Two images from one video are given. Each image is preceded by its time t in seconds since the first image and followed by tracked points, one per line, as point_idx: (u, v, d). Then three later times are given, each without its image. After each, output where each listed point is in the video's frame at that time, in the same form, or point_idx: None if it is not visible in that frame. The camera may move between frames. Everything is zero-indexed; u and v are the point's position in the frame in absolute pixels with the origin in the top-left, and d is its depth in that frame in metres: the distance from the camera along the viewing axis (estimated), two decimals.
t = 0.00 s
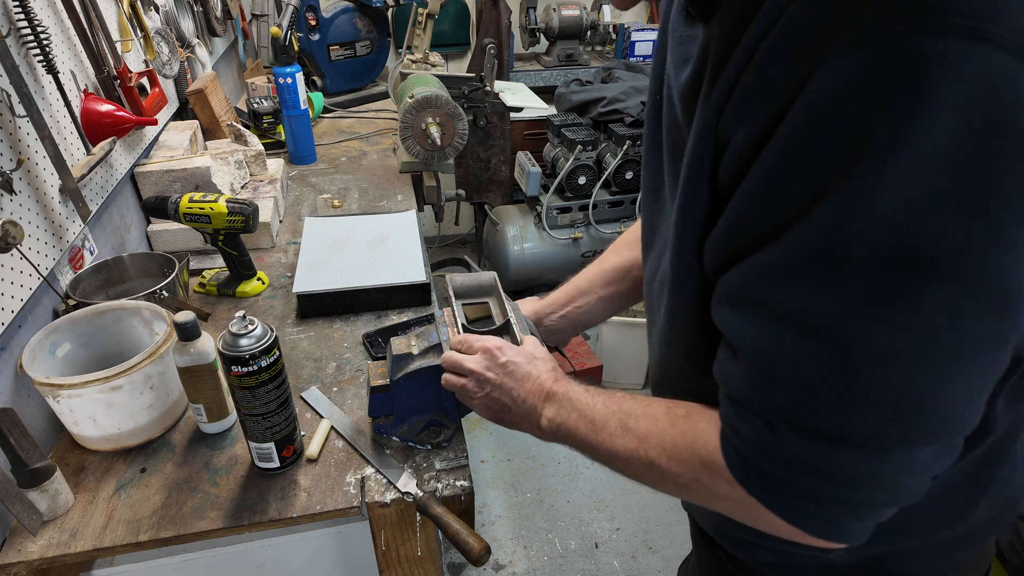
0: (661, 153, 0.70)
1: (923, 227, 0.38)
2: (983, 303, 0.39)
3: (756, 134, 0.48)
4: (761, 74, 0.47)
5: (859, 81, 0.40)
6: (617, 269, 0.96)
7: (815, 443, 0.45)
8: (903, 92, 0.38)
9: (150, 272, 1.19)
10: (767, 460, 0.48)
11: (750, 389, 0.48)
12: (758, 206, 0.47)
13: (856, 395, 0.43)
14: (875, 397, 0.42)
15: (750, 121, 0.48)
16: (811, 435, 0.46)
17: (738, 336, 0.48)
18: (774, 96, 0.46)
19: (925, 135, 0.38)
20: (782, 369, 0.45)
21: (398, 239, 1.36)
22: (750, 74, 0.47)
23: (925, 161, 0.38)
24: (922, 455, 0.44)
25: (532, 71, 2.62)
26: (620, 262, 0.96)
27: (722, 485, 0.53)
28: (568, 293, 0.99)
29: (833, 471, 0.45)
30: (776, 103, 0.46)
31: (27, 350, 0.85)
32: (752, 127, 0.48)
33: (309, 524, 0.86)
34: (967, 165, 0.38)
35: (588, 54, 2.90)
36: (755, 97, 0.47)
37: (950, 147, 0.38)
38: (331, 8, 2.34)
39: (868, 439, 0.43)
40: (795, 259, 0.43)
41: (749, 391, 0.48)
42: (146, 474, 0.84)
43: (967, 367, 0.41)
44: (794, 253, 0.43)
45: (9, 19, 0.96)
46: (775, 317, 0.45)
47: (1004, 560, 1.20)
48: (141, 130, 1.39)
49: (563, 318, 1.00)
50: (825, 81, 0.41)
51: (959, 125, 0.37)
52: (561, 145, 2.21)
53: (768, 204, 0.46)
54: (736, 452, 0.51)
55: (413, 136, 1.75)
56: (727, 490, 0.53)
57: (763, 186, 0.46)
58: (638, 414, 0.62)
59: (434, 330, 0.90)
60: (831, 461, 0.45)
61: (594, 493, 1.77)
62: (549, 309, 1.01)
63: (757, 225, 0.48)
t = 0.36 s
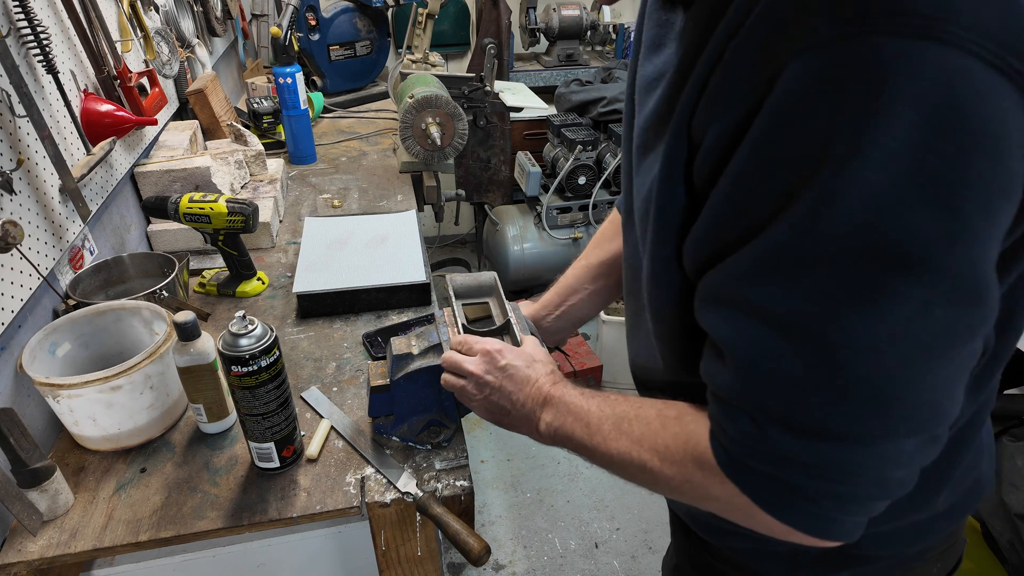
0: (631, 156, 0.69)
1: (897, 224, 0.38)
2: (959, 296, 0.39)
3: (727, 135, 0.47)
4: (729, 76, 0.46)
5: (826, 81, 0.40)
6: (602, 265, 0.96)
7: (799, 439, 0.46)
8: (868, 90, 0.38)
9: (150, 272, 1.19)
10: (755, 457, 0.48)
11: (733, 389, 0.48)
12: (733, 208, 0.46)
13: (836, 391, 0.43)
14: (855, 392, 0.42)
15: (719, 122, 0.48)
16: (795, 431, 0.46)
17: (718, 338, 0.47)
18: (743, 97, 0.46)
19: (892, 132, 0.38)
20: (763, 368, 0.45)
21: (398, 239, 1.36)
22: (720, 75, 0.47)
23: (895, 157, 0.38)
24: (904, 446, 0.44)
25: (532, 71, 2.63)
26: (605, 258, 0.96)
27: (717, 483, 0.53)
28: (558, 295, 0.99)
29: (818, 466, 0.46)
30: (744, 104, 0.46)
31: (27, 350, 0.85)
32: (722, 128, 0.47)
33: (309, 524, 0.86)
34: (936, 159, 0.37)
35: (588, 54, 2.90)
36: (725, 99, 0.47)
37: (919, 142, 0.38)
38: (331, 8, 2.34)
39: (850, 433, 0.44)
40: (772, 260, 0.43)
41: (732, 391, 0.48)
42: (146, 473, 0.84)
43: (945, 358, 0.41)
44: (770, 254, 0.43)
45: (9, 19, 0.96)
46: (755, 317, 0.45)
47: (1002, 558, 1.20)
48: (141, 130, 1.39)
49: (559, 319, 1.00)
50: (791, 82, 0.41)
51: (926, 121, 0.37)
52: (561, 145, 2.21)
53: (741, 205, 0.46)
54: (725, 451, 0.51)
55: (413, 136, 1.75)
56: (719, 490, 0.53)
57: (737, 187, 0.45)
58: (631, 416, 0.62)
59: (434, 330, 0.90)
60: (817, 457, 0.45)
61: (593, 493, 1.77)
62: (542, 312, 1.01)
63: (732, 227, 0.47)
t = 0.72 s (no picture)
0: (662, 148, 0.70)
1: (917, 220, 0.38)
2: (977, 298, 0.39)
3: (757, 127, 0.48)
4: (760, 68, 0.47)
5: (858, 75, 0.40)
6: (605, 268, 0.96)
7: (810, 435, 0.45)
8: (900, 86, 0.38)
9: (150, 272, 1.19)
10: (762, 450, 0.48)
11: (746, 378, 0.48)
12: (755, 198, 0.47)
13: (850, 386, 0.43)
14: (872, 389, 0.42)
15: (749, 115, 0.48)
16: (807, 426, 0.46)
17: (734, 325, 0.48)
18: (774, 89, 0.46)
19: (920, 128, 0.38)
20: (778, 358, 0.46)
21: (398, 239, 1.36)
22: (751, 67, 0.47)
23: (921, 154, 0.38)
24: (916, 448, 0.44)
25: (532, 71, 2.63)
26: (609, 261, 0.96)
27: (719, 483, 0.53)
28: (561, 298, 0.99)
29: (826, 462, 0.45)
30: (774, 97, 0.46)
31: (27, 350, 0.85)
32: (753, 119, 0.48)
33: (309, 524, 0.86)
34: (967, 159, 0.37)
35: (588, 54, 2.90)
36: (756, 92, 0.48)
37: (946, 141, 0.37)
38: (331, 8, 2.34)
39: (862, 431, 0.43)
40: (790, 250, 0.43)
41: (745, 381, 0.48)
42: (146, 474, 0.84)
43: (961, 360, 0.41)
44: (790, 245, 0.43)
45: (9, 19, 0.96)
46: (771, 306, 0.45)
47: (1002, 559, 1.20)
48: (140, 130, 1.39)
49: (562, 322, 1.00)
50: (822, 74, 0.41)
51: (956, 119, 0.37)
52: (561, 145, 2.21)
53: (764, 195, 0.46)
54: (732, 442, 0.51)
55: (413, 136, 1.75)
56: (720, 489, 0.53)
57: (762, 178, 0.46)
58: (634, 412, 0.62)
59: (434, 330, 0.90)
60: (825, 453, 0.45)
61: (594, 493, 1.77)
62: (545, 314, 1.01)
63: (753, 218, 0.48)
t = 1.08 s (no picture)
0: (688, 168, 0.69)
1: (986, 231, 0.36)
2: None
3: (787, 146, 0.47)
4: (796, 84, 0.46)
5: (903, 94, 0.39)
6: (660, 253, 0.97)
7: (873, 458, 0.43)
8: (952, 98, 0.37)
9: (150, 272, 1.19)
10: (821, 473, 0.45)
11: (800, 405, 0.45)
12: (797, 218, 0.44)
13: (919, 409, 0.40)
14: (943, 407, 0.39)
15: (783, 131, 0.47)
16: (874, 449, 0.43)
17: (785, 351, 0.45)
18: (807, 109, 0.45)
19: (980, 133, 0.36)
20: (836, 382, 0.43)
21: (398, 239, 1.36)
22: (783, 85, 0.47)
23: (978, 168, 0.36)
24: (982, 465, 0.42)
25: (532, 71, 2.63)
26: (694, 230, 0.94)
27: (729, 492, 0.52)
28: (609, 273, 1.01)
29: (892, 484, 0.43)
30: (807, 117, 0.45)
31: (27, 350, 0.85)
32: (788, 135, 0.47)
33: (309, 524, 0.86)
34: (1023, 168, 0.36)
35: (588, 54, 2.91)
36: (788, 105, 0.47)
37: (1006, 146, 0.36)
38: (331, 8, 2.34)
39: (927, 452, 0.41)
40: (846, 271, 0.41)
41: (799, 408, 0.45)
42: (146, 474, 0.84)
43: None
44: (844, 269, 0.41)
45: (9, 19, 0.96)
46: (827, 330, 0.43)
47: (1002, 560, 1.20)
48: (140, 130, 1.39)
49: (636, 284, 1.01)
50: (864, 89, 0.40)
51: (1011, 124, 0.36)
52: (561, 145, 2.21)
53: (806, 218, 0.44)
54: (784, 462, 0.48)
55: (413, 136, 1.75)
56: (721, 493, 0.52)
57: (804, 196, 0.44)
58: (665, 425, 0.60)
59: (434, 330, 0.90)
60: (895, 475, 0.42)
61: (594, 493, 1.77)
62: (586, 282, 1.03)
63: (792, 241, 0.45)
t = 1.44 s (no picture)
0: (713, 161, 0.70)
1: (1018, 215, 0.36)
2: None
3: (818, 132, 0.47)
4: (824, 72, 0.46)
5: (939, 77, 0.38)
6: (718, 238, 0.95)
7: (904, 447, 0.42)
8: (986, 81, 0.37)
9: (150, 272, 1.19)
10: (849, 466, 0.45)
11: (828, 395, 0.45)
12: (825, 205, 0.44)
13: (953, 397, 0.39)
14: (974, 395, 0.39)
15: (810, 118, 0.47)
16: (900, 437, 0.42)
17: (812, 339, 0.45)
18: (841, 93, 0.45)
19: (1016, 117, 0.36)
20: (867, 370, 0.42)
21: (397, 239, 1.36)
22: (816, 71, 0.47)
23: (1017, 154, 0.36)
24: (1012, 455, 0.41)
25: (532, 71, 2.62)
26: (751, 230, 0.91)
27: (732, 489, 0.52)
28: (665, 263, 0.96)
29: (922, 475, 0.42)
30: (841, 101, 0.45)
31: (27, 350, 0.85)
32: (815, 122, 0.47)
33: (309, 524, 0.86)
34: None
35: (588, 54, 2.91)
36: (816, 93, 0.47)
37: None
38: (331, 7, 2.34)
39: (957, 441, 0.40)
40: (878, 256, 0.41)
41: (829, 400, 0.45)
42: (146, 473, 0.84)
43: None
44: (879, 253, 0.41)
45: (9, 19, 0.96)
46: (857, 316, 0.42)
47: (1003, 559, 1.20)
48: (140, 130, 1.39)
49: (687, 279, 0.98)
50: (895, 74, 0.40)
51: None
52: (561, 145, 2.21)
53: (835, 205, 0.44)
54: (808, 456, 0.48)
55: (413, 136, 1.75)
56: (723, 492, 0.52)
57: (833, 182, 0.43)
58: (669, 423, 0.59)
59: (434, 330, 0.90)
60: (922, 464, 0.42)
61: (594, 493, 1.77)
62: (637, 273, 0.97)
63: (819, 228, 0.45)
